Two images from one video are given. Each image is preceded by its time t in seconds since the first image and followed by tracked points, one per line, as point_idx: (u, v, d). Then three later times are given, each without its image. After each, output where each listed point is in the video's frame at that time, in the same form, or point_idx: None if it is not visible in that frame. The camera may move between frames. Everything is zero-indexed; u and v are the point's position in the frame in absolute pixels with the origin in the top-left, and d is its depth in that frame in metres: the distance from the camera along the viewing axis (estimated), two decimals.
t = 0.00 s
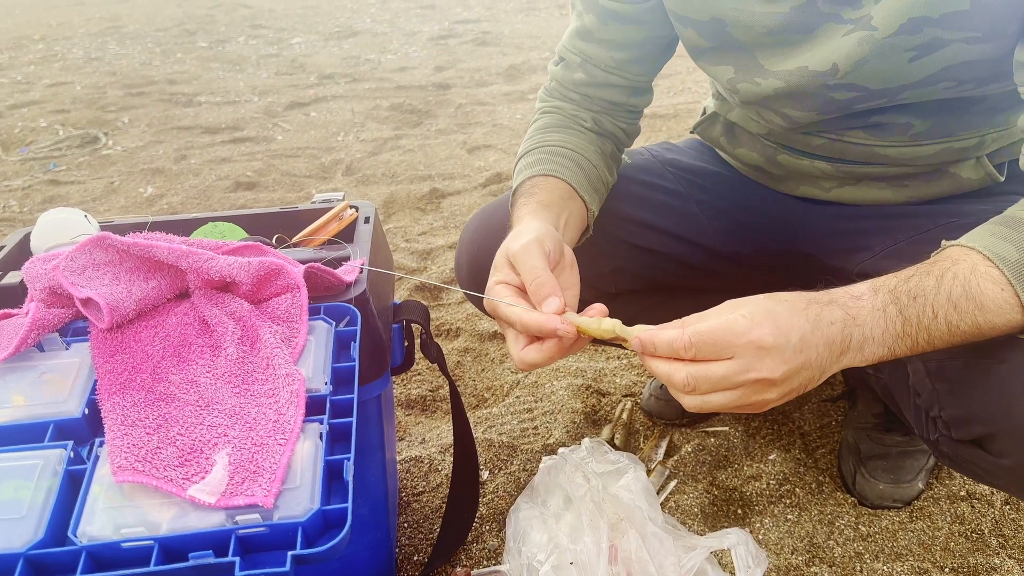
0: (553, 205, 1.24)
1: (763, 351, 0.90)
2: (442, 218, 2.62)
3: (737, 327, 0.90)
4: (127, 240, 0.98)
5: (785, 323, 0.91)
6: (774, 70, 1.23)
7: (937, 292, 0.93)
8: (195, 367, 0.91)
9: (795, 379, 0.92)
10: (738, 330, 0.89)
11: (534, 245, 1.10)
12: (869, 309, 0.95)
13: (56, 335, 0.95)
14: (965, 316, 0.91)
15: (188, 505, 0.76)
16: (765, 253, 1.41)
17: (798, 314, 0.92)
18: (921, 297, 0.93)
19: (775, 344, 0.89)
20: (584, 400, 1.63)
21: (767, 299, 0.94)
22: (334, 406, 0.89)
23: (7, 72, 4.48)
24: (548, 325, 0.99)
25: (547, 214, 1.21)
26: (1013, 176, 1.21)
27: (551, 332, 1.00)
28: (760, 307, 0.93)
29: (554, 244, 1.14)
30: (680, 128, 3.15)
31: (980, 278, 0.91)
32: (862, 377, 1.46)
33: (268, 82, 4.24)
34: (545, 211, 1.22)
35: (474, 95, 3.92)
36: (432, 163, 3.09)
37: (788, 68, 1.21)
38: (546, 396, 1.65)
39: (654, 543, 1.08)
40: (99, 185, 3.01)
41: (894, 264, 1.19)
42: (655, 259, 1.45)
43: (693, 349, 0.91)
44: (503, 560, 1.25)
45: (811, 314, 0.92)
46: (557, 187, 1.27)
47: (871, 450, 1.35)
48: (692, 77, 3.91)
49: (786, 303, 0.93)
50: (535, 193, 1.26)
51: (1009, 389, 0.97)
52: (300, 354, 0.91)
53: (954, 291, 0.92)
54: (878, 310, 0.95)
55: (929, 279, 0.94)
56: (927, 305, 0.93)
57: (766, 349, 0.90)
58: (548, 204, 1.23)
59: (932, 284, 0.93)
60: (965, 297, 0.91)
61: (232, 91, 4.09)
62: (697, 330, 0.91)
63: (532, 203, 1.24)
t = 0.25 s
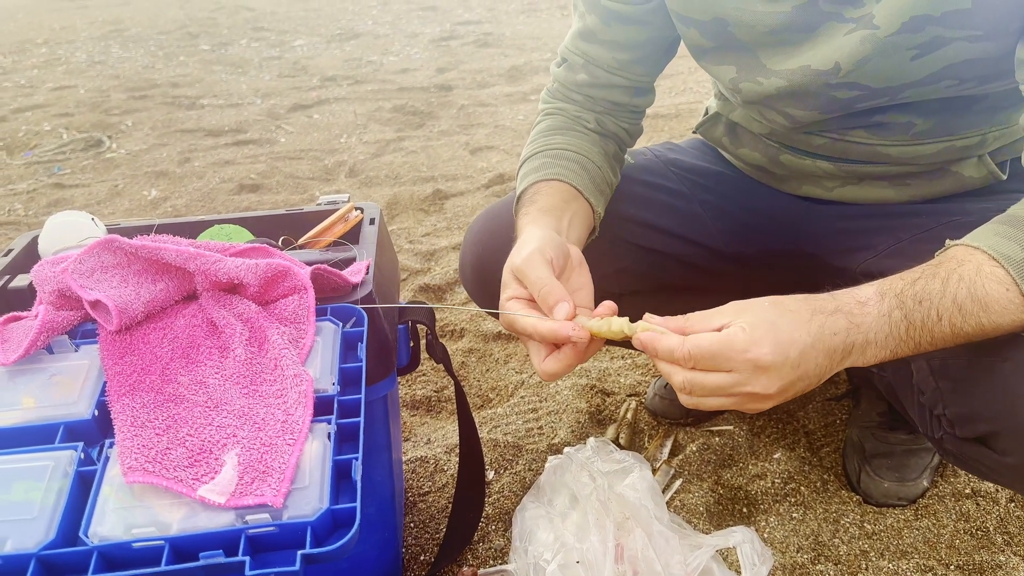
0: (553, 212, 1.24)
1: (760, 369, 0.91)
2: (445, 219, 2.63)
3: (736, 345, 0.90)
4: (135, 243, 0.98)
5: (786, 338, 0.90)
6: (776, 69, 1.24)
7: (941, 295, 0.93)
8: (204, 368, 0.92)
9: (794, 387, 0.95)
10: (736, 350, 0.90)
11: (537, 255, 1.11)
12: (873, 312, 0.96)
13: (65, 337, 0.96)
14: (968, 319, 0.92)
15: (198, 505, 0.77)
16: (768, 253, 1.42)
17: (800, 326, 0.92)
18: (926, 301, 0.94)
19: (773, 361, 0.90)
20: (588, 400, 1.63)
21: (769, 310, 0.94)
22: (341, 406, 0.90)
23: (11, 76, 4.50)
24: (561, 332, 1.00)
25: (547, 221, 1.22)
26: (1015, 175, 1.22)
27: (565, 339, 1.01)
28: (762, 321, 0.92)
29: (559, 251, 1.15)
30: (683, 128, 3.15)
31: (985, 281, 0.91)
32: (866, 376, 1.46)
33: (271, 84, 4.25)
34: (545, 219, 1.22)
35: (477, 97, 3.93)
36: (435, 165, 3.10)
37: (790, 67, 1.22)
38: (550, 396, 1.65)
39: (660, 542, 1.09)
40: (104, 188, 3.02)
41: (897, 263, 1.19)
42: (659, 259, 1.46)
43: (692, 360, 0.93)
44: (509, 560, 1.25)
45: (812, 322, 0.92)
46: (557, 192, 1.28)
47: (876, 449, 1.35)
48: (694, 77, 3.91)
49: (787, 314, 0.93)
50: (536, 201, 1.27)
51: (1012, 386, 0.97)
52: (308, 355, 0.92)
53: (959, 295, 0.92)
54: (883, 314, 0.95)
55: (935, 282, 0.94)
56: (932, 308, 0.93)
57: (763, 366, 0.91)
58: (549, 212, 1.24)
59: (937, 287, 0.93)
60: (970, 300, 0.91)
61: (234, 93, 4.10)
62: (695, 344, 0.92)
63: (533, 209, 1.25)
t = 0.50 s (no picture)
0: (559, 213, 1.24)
1: (776, 353, 0.91)
2: (448, 221, 2.63)
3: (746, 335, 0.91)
4: (142, 247, 0.99)
5: (791, 323, 0.92)
6: (779, 71, 1.24)
7: (955, 286, 0.93)
8: (210, 371, 0.92)
9: (817, 376, 0.92)
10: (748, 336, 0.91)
11: (533, 264, 1.11)
12: (888, 307, 0.96)
13: (72, 341, 0.97)
14: (986, 311, 0.91)
15: (206, 508, 0.77)
16: (772, 254, 1.42)
17: (804, 316, 0.93)
18: (940, 293, 0.94)
19: (785, 346, 0.91)
20: (593, 401, 1.63)
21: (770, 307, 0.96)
22: (348, 409, 0.90)
23: (14, 80, 4.52)
24: (547, 346, 1.00)
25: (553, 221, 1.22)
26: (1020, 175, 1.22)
27: (550, 353, 1.01)
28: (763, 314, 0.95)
29: (558, 257, 1.14)
30: (685, 130, 3.15)
31: (996, 273, 0.91)
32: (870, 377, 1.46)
33: (274, 88, 4.26)
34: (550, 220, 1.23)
35: (479, 99, 3.93)
36: (438, 167, 3.10)
37: (793, 69, 1.22)
38: (555, 398, 1.66)
39: (665, 543, 1.09)
40: (108, 192, 3.02)
41: (902, 264, 1.19)
42: (663, 260, 1.46)
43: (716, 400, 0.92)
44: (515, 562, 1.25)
45: (820, 312, 0.94)
46: (562, 192, 1.28)
47: (881, 449, 1.35)
48: (696, 78, 3.91)
49: (789, 307, 0.95)
50: (542, 201, 1.27)
51: (1018, 386, 0.97)
52: (314, 358, 0.93)
53: (972, 287, 0.92)
54: (898, 306, 0.96)
55: (946, 276, 0.95)
56: (947, 300, 0.93)
57: (780, 348, 0.91)
58: (556, 213, 1.24)
59: (949, 280, 0.94)
60: (984, 292, 0.91)
61: (237, 97, 4.11)
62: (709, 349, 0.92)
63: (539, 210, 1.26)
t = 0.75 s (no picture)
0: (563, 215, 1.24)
1: (778, 351, 0.91)
2: (448, 224, 2.63)
3: (749, 330, 0.92)
4: (140, 251, 0.99)
5: (801, 324, 0.92)
6: (778, 72, 1.24)
7: (953, 290, 0.93)
8: (209, 376, 0.92)
9: (817, 379, 0.93)
10: (750, 334, 0.92)
11: (540, 266, 1.10)
12: (887, 311, 0.96)
13: (71, 346, 0.97)
14: (983, 315, 0.91)
15: (204, 513, 0.77)
16: (772, 256, 1.42)
17: (812, 316, 0.93)
18: (938, 297, 0.93)
19: (789, 345, 0.91)
20: (593, 404, 1.63)
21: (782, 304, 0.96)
22: (346, 413, 0.90)
23: (15, 84, 4.52)
24: (560, 348, 1.00)
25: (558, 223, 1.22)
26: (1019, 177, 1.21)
27: (562, 354, 1.01)
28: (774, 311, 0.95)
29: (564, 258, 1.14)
30: (685, 132, 3.15)
31: (995, 277, 0.90)
32: (871, 380, 1.46)
33: (274, 91, 4.27)
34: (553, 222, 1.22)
35: (479, 102, 3.94)
36: (438, 170, 3.10)
37: (793, 70, 1.22)
38: (555, 401, 1.65)
39: (665, 547, 1.08)
40: (108, 195, 3.03)
41: (901, 266, 1.19)
42: (662, 263, 1.45)
43: (710, 386, 0.94)
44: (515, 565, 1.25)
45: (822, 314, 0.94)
46: (563, 194, 1.28)
47: (881, 452, 1.35)
48: (696, 80, 3.91)
49: (799, 306, 0.95)
50: (543, 205, 1.27)
51: (1017, 389, 0.97)
52: (312, 362, 0.93)
53: (970, 290, 0.91)
54: (896, 310, 0.95)
55: (945, 279, 0.94)
56: (944, 304, 0.93)
57: (781, 348, 0.91)
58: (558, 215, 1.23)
59: (947, 283, 0.94)
60: (982, 296, 0.91)
61: (237, 100, 4.11)
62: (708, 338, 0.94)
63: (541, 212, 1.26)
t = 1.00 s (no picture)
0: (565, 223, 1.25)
1: (781, 375, 0.91)
2: (449, 227, 2.63)
3: (756, 347, 0.91)
4: (142, 254, 0.99)
5: (807, 342, 0.91)
6: (779, 74, 1.24)
7: (955, 297, 0.92)
8: (210, 379, 0.92)
9: (812, 393, 0.94)
10: (757, 352, 0.91)
11: (548, 273, 1.11)
12: (889, 319, 0.95)
13: (73, 350, 0.97)
14: (984, 322, 0.91)
15: (206, 517, 0.77)
16: (773, 259, 1.42)
17: (819, 330, 0.92)
18: (940, 305, 0.93)
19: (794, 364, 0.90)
20: (594, 407, 1.63)
21: (787, 315, 0.95)
22: (348, 416, 0.90)
23: (16, 88, 4.54)
24: (578, 349, 1.00)
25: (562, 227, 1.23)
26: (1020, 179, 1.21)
27: (582, 355, 1.00)
28: (781, 324, 0.93)
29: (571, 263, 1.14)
30: (686, 135, 3.16)
31: (998, 284, 0.90)
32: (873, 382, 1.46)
33: (275, 95, 4.27)
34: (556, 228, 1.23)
35: (480, 105, 3.94)
36: (439, 173, 3.11)
37: (793, 71, 1.22)
38: (556, 405, 1.65)
39: (667, 550, 1.08)
40: (109, 199, 3.03)
41: (902, 269, 1.19)
42: (663, 266, 1.45)
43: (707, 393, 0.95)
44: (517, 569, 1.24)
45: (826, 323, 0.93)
46: (566, 198, 1.28)
47: (883, 455, 1.35)
48: (697, 84, 3.91)
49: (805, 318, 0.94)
50: (548, 210, 1.27)
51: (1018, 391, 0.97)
52: (314, 366, 0.92)
53: (973, 297, 0.91)
54: (899, 317, 0.95)
55: (948, 286, 0.94)
56: (947, 311, 0.92)
57: (785, 372, 0.91)
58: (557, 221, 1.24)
59: (950, 291, 0.93)
60: (984, 303, 0.91)
61: (238, 104, 4.12)
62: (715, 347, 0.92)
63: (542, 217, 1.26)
